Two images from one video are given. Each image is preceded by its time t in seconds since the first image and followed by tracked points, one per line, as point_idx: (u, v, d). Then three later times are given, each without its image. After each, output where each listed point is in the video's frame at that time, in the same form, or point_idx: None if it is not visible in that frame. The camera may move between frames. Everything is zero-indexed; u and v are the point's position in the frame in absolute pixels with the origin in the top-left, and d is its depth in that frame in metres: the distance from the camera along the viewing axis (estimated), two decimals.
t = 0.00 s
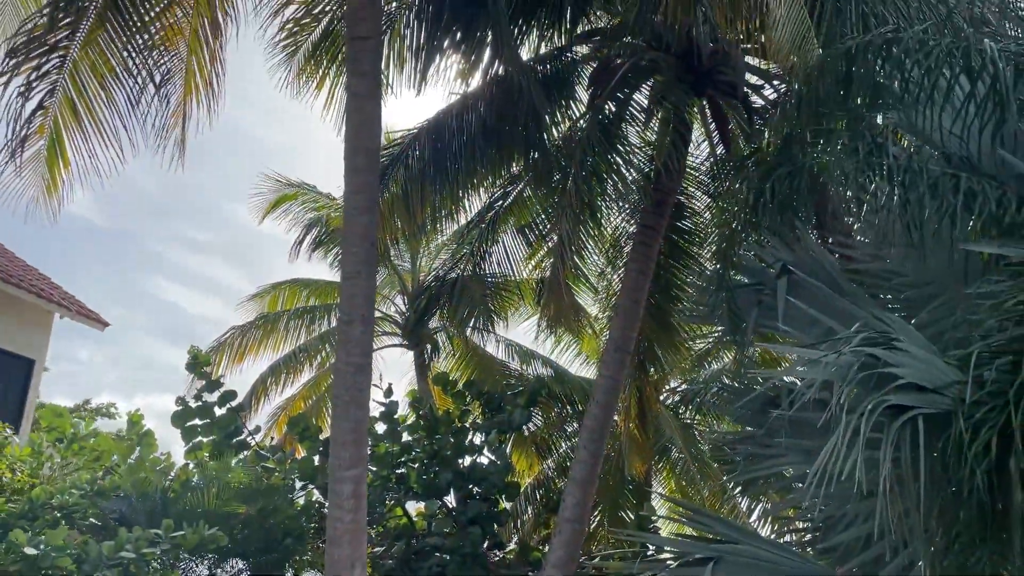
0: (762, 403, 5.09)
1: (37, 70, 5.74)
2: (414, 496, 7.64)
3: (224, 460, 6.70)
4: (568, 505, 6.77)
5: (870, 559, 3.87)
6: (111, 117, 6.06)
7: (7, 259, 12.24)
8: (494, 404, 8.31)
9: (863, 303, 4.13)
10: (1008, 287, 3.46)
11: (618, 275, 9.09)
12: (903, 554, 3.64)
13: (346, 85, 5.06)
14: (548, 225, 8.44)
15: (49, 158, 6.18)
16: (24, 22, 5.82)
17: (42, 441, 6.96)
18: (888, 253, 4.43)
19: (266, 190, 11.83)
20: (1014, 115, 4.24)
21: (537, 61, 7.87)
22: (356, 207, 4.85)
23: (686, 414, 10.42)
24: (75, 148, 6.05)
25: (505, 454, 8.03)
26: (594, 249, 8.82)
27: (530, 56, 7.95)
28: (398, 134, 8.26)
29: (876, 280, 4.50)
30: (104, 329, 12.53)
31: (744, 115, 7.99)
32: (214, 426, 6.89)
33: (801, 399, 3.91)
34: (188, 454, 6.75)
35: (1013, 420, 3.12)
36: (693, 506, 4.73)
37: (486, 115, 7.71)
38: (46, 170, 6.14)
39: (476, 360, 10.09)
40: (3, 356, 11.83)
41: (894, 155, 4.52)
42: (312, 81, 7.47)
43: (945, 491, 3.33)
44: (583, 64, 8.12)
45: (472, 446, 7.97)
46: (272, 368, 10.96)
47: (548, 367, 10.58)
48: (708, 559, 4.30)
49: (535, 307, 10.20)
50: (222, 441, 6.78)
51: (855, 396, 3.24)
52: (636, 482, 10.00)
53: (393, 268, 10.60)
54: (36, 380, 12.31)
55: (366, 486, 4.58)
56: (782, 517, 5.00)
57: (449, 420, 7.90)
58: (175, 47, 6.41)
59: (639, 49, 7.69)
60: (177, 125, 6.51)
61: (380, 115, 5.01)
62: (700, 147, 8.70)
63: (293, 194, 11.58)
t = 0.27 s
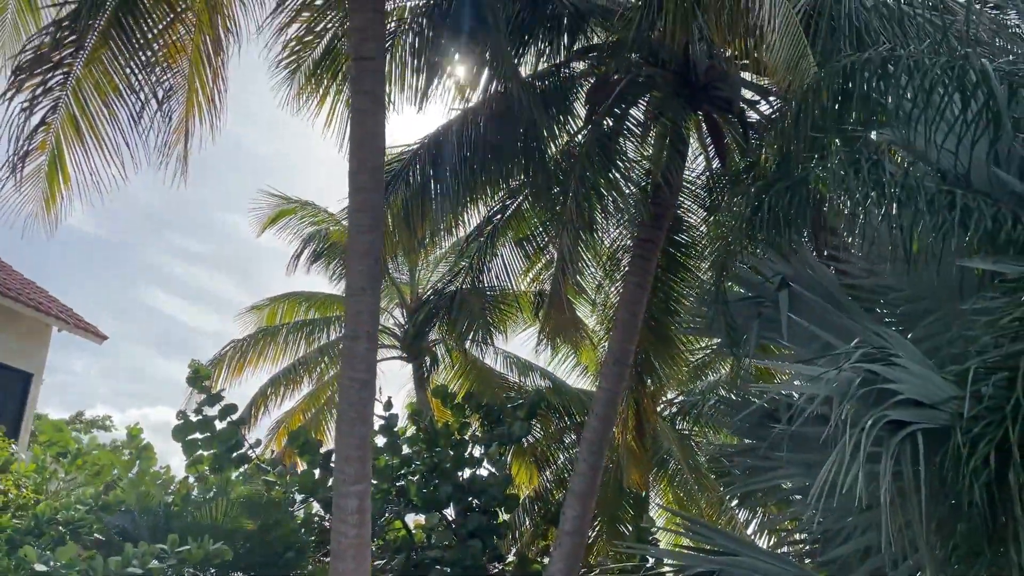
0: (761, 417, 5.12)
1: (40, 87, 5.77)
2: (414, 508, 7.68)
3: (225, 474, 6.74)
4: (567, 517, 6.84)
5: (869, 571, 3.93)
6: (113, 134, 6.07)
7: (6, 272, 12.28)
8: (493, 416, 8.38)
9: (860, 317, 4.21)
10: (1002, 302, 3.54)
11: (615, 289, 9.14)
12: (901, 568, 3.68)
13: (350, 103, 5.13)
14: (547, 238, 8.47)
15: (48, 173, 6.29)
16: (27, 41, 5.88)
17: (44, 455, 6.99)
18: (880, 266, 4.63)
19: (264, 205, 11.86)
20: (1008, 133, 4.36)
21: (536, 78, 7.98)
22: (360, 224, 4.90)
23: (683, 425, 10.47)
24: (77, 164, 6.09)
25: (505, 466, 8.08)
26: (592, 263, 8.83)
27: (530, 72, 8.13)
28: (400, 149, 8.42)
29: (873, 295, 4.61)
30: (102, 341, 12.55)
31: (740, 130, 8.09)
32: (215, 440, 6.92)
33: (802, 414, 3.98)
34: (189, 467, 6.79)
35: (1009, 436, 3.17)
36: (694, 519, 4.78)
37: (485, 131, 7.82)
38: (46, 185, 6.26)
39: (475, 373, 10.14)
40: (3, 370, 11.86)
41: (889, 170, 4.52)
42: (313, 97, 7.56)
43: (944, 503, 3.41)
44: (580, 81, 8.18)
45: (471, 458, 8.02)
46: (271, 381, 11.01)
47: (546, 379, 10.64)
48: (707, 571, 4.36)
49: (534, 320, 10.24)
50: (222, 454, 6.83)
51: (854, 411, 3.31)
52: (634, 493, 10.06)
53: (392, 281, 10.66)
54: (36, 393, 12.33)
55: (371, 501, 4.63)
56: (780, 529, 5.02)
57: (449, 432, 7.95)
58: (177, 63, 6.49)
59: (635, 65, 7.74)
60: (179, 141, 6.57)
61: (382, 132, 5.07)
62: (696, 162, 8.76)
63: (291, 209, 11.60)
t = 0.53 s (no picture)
0: (766, 430, 5.12)
1: (49, 101, 5.78)
2: (417, 521, 7.67)
3: (229, 488, 6.73)
4: (572, 530, 6.89)
5: None
6: (120, 148, 6.14)
7: (6, 284, 12.27)
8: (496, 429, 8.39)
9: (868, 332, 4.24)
10: (1011, 317, 3.57)
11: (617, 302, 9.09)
12: None
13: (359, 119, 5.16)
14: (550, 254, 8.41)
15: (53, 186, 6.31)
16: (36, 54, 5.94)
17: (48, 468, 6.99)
18: (883, 280, 4.68)
19: (267, 220, 11.91)
20: (1013, 149, 4.38)
21: (539, 92, 8.06)
22: (368, 239, 4.93)
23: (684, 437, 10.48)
24: (84, 178, 6.13)
25: (508, 479, 8.07)
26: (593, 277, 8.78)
27: (532, 86, 8.18)
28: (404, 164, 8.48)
29: (876, 309, 4.69)
30: (101, 354, 12.53)
31: (740, 143, 8.08)
32: (218, 454, 6.92)
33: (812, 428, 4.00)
34: (192, 481, 6.77)
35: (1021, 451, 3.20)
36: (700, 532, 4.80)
37: (488, 145, 7.86)
38: (51, 198, 6.30)
39: (477, 385, 10.15)
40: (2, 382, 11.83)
41: (894, 188, 4.54)
42: (319, 111, 7.65)
43: (956, 516, 3.45)
44: (583, 93, 8.26)
45: (474, 471, 8.01)
46: (272, 394, 11.01)
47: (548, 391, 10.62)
48: None
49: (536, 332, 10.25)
50: (225, 469, 6.84)
51: (866, 426, 3.34)
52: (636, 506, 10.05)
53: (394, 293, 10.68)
54: (35, 405, 12.31)
55: (378, 515, 4.62)
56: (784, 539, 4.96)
57: (452, 445, 7.95)
58: (182, 78, 6.53)
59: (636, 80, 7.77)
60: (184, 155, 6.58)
61: (391, 147, 5.09)
62: (697, 174, 8.71)
63: (293, 223, 11.66)
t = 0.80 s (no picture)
0: (773, 442, 5.11)
1: (60, 114, 5.91)
2: (421, 534, 7.67)
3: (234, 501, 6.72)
4: (578, 541, 6.94)
5: None
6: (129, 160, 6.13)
7: (6, 296, 12.25)
8: (500, 440, 8.39)
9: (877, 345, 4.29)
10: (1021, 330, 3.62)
11: (621, 313, 9.11)
12: None
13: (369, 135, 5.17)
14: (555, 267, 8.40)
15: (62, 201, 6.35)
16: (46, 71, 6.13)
17: (53, 481, 6.98)
18: (892, 293, 4.63)
19: (271, 232, 11.95)
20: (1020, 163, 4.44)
21: (542, 103, 8.02)
22: (377, 253, 4.94)
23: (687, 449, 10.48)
24: (94, 191, 6.13)
25: (512, 491, 8.07)
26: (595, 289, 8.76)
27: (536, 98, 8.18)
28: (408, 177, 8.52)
29: (885, 321, 4.66)
30: (102, 365, 12.52)
31: (743, 156, 8.07)
32: (222, 466, 6.92)
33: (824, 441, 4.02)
34: (196, 494, 6.77)
35: None
36: (708, 544, 4.82)
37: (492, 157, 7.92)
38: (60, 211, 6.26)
39: (480, 397, 10.16)
40: (2, 394, 11.80)
41: (904, 202, 4.61)
42: (324, 124, 7.70)
43: (970, 529, 3.47)
44: (586, 105, 8.21)
45: (478, 483, 8.01)
46: (274, 406, 11.00)
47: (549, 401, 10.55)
48: None
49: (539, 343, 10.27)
50: (229, 481, 6.85)
51: (879, 440, 3.36)
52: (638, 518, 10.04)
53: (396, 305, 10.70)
54: (35, 417, 12.27)
55: (388, 529, 4.62)
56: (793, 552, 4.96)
57: (456, 457, 7.94)
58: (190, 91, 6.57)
59: (640, 92, 7.86)
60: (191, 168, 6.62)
61: (400, 160, 5.11)
62: (699, 186, 8.69)
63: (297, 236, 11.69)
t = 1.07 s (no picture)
0: (779, 451, 5.07)
1: (68, 126, 5.95)
2: (424, 543, 7.66)
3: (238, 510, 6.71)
4: (582, 549, 6.94)
5: None
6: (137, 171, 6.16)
7: (7, 305, 12.23)
8: (503, 449, 8.39)
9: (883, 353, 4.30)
10: None
11: (623, 321, 9.12)
12: None
13: (375, 145, 5.20)
14: (557, 275, 8.47)
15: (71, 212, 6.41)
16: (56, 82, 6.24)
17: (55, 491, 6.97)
18: (898, 302, 4.60)
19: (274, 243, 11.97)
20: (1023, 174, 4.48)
21: (547, 113, 8.09)
22: (384, 262, 4.96)
23: (689, 458, 10.47)
24: (103, 202, 6.18)
25: (515, 500, 8.06)
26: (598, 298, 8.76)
27: (538, 107, 8.21)
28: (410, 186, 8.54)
29: (891, 329, 4.62)
30: (104, 374, 12.50)
31: (745, 162, 8.09)
32: (226, 475, 6.94)
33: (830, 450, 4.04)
34: (200, 503, 6.77)
35: None
36: (714, 552, 4.83)
37: (496, 166, 7.99)
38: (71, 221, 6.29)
39: (482, 406, 10.15)
40: (3, 403, 11.78)
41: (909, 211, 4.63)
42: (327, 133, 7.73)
43: (979, 539, 3.47)
44: (590, 113, 8.24)
45: (482, 492, 7.99)
46: (275, 415, 10.99)
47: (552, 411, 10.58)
48: None
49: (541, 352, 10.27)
50: (234, 489, 6.88)
51: (887, 448, 3.39)
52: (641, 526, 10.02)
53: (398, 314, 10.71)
54: (36, 426, 12.24)
55: (394, 539, 4.62)
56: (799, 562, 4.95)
57: (459, 465, 7.93)
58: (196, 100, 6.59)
59: (643, 101, 7.81)
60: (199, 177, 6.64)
61: (406, 170, 5.13)
62: (699, 195, 8.74)
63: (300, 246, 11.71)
